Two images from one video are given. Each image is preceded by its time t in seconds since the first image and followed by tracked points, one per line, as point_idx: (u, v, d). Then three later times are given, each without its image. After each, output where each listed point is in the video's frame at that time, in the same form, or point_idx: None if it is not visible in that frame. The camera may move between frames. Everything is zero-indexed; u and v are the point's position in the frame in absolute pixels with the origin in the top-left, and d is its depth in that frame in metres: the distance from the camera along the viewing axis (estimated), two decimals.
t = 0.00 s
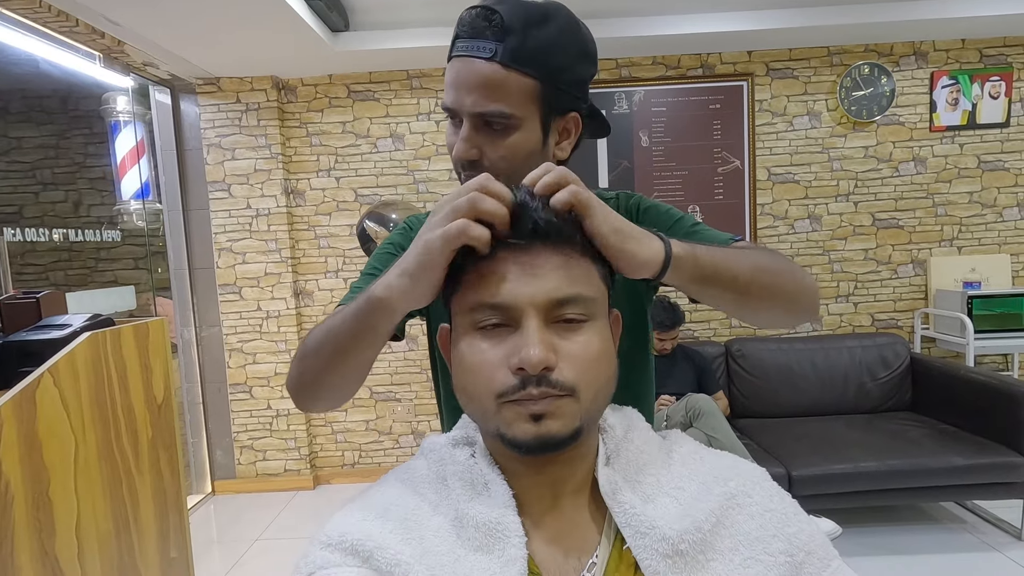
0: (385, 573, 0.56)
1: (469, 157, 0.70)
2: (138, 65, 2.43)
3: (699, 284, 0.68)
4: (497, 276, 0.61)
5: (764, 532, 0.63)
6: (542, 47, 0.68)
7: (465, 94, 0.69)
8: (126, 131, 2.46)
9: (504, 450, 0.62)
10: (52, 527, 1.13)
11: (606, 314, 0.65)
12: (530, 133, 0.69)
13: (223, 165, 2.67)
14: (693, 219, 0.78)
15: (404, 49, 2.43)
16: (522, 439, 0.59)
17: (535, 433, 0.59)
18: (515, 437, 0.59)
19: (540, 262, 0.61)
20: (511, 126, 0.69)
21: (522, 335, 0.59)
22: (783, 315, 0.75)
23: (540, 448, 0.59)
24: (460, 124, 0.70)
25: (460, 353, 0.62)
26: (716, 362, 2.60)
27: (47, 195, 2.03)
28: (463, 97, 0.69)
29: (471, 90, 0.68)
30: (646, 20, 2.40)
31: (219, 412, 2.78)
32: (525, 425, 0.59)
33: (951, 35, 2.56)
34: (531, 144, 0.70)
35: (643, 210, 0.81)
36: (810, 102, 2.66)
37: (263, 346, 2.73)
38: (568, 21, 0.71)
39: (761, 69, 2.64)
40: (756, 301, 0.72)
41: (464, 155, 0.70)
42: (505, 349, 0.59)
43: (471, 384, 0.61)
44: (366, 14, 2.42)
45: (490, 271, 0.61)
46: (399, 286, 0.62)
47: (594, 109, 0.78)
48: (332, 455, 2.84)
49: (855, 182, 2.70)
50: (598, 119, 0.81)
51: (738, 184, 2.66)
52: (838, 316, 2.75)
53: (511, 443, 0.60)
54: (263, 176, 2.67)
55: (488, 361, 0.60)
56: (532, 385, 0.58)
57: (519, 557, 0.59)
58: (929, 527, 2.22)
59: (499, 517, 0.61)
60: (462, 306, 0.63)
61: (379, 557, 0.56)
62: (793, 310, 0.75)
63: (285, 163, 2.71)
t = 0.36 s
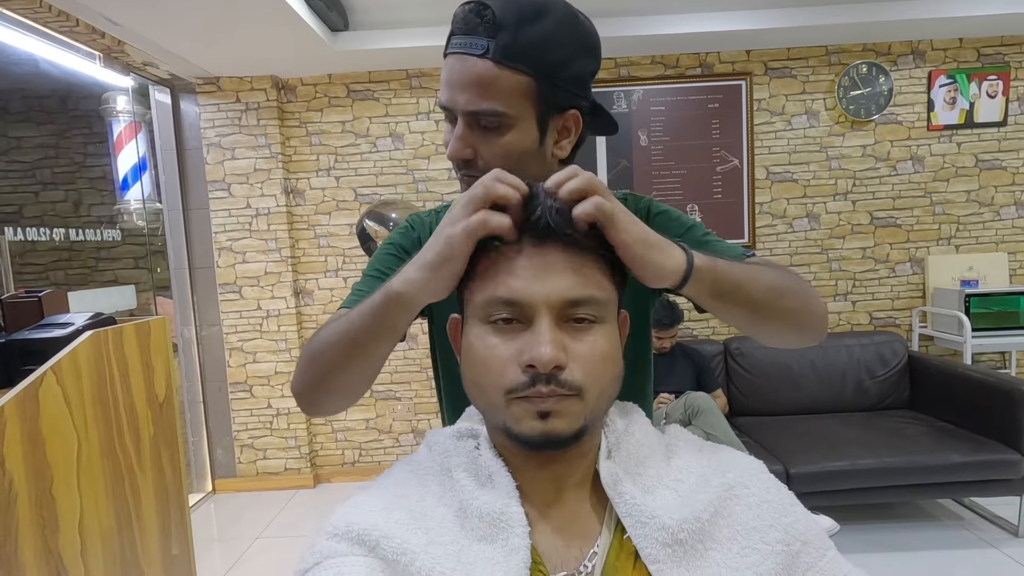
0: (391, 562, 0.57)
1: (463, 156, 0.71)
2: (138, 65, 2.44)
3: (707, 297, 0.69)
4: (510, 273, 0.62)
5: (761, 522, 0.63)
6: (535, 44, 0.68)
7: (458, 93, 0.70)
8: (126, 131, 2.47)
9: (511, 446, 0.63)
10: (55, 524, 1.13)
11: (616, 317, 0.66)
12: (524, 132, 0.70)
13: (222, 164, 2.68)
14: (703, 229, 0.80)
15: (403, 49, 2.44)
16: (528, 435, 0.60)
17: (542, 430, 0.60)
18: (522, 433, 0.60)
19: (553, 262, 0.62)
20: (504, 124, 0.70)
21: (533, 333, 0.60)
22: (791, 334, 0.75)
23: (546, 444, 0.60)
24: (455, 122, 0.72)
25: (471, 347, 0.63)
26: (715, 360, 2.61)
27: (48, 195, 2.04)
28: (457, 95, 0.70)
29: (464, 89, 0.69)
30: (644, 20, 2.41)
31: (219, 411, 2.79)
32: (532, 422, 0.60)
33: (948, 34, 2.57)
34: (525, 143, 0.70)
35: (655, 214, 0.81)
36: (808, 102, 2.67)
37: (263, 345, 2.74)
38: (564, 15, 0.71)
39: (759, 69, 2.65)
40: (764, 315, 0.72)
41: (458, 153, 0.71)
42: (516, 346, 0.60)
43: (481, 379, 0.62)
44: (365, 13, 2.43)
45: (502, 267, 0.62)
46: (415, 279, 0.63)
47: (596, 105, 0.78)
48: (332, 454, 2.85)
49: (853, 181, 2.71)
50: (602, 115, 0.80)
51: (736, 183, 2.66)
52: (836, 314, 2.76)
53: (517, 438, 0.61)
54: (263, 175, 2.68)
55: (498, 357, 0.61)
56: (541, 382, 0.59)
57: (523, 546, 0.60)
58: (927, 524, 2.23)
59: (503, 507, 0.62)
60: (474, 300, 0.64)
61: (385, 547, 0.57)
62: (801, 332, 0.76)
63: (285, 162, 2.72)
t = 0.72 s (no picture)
0: (395, 560, 0.57)
1: (473, 147, 0.71)
2: (138, 65, 2.44)
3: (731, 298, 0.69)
4: (545, 276, 0.60)
5: (769, 518, 0.63)
6: (546, 35, 0.69)
7: (469, 83, 0.70)
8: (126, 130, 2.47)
9: (525, 447, 0.63)
10: (59, 524, 1.13)
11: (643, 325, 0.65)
12: (535, 122, 0.70)
13: (223, 164, 2.67)
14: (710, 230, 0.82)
15: (404, 48, 2.44)
16: (547, 443, 0.60)
17: (562, 439, 0.60)
18: (541, 440, 0.60)
19: (588, 270, 0.60)
20: (516, 114, 0.70)
21: (564, 342, 0.59)
22: (801, 336, 0.77)
23: (564, 453, 0.61)
24: (465, 113, 0.72)
25: (495, 347, 0.61)
26: (716, 359, 2.61)
27: (48, 195, 2.03)
28: (469, 85, 0.70)
29: (475, 79, 0.69)
30: (645, 18, 2.41)
31: (220, 411, 2.79)
32: (554, 431, 0.60)
33: (949, 32, 2.57)
34: (536, 134, 0.70)
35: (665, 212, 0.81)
36: (809, 100, 2.67)
37: (265, 344, 2.74)
38: (574, 9, 0.71)
39: (760, 67, 2.65)
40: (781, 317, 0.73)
41: (467, 144, 0.71)
42: (545, 353, 0.59)
43: (504, 379, 0.61)
44: (365, 12, 2.42)
45: (536, 269, 0.61)
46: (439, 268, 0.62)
47: (605, 101, 0.79)
48: (333, 453, 2.84)
49: (854, 179, 2.71)
50: (610, 111, 0.81)
51: (737, 182, 2.66)
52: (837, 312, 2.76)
53: (535, 444, 0.61)
54: (263, 175, 2.68)
55: (525, 362, 0.59)
56: (568, 395, 0.58)
57: (528, 546, 0.60)
58: (929, 522, 2.23)
59: (508, 506, 0.62)
60: (504, 299, 0.62)
61: (389, 544, 0.57)
62: (810, 335, 0.77)
63: (285, 161, 2.71)
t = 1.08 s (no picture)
0: (401, 563, 0.57)
1: (481, 138, 0.70)
2: (138, 66, 2.43)
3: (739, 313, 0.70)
4: (567, 285, 0.59)
5: (778, 522, 0.63)
6: (557, 29, 0.69)
7: (479, 74, 0.69)
8: (126, 131, 2.47)
9: (534, 454, 0.63)
10: (61, 526, 1.13)
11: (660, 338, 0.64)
12: (544, 114, 0.70)
13: (224, 165, 2.67)
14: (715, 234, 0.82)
15: (405, 48, 2.44)
16: (555, 452, 0.60)
17: (571, 450, 0.59)
18: (550, 448, 0.60)
19: (610, 281, 0.59)
20: (526, 105, 0.69)
21: (580, 354, 0.58)
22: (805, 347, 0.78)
23: (570, 462, 0.61)
24: (474, 105, 0.71)
25: (510, 351, 0.60)
26: (717, 359, 2.61)
27: (48, 196, 2.04)
28: (479, 77, 0.70)
29: (485, 70, 0.69)
30: (646, 18, 2.41)
31: (221, 412, 2.78)
32: (564, 441, 0.59)
33: (951, 31, 2.57)
34: (545, 126, 0.70)
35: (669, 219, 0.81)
36: (810, 99, 2.66)
37: (266, 345, 2.74)
38: (583, 5, 0.72)
39: (761, 67, 2.65)
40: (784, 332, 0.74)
41: (476, 135, 0.70)
42: (561, 363, 0.58)
43: (517, 386, 0.60)
44: (366, 13, 2.42)
45: (558, 275, 0.59)
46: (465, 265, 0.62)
47: (610, 100, 0.79)
48: (335, 454, 2.84)
49: (855, 179, 2.71)
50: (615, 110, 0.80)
51: (738, 182, 2.66)
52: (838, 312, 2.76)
53: (544, 452, 0.61)
54: (264, 176, 2.68)
55: (540, 369, 0.59)
56: (582, 407, 0.58)
57: (535, 551, 0.60)
58: (931, 522, 2.23)
59: (515, 511, 0.61)
60: (524, 302, 0.61)
61: (396, 548, 0.57)
62: (813, 345, 0.78)
63: (286, 162, 2.71)
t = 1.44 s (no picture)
0: (394, 555, 0.57)
1: (463, 134, 0.71)
2: (137, 65, 2.44)
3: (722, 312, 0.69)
4: (516, 288, 0.59)
5: (767, 514, 0.63)
6: (537, 26, 0.70)
7: (460, 72, 0.70)
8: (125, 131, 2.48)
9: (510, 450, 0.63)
10: (58, 522, 1.14)
11: (625, 322, 0.63)
12: (524, 110, 0.70)
13: (222, 164, 2.68)
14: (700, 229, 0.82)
15: (402, 48, 2.44)
16: (527, 451, 0.61)
17: (540, 447, 0.60)
18: (521, 448, 0.61)
19: (557, 279, 0.59)
20: (506, 102, 0.70)
21: (534, 352, 0.59)
22: (790, 344, 0.77)
23: (544, 460, 0.61)
24: (456, 103, 0.72)
25: (473, 356, 0.62)
26: (716, 357, 2.61)
27: (48, 195, 2.04)
28: (459, 74, 0.71)
29: (466, 67, 0.70)
30: (643, 16, 2.41)
31: (220, 411, 2.79)
32: (531, 440, 0.60)
33: (948, 29, 2.57)
34: (525, 121, 0.70)
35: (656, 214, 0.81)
36: (808, 98, 2.66)
37: (265, 344, 2.74)
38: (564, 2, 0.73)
39: (759, 65, 2.65)
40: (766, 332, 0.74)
41: (457, 131, 0.71)
42: (518, 364, 0.59)
43: (482, 389, 0.61)
44: (364, 12, 2.43)
45: (506, 279, 0.59)
46: (430, 274, 0.64)
47: (593, 96, 0.79)
48: (334, 453, 2.85)
49: (853, 177, 2.71)
50: (598, 108, 0.81)
51: (736, 180, 2.67)
52: (837, 311, 2.76)
53: (517, 451, 0.62)
54: (263, 175, 2.68)
55: (500, 372, 0.60)
56: (541, 404, 0.58)
57: (526, 543, 0.60)
58: (929, 520, 2.23)
59: (506, 503, 0.62)
60: (478, 309, 0.61)
61: (388, 540, 0.57)
62: (797, 342, 0.78)
63: (285, 161, 2.72)
